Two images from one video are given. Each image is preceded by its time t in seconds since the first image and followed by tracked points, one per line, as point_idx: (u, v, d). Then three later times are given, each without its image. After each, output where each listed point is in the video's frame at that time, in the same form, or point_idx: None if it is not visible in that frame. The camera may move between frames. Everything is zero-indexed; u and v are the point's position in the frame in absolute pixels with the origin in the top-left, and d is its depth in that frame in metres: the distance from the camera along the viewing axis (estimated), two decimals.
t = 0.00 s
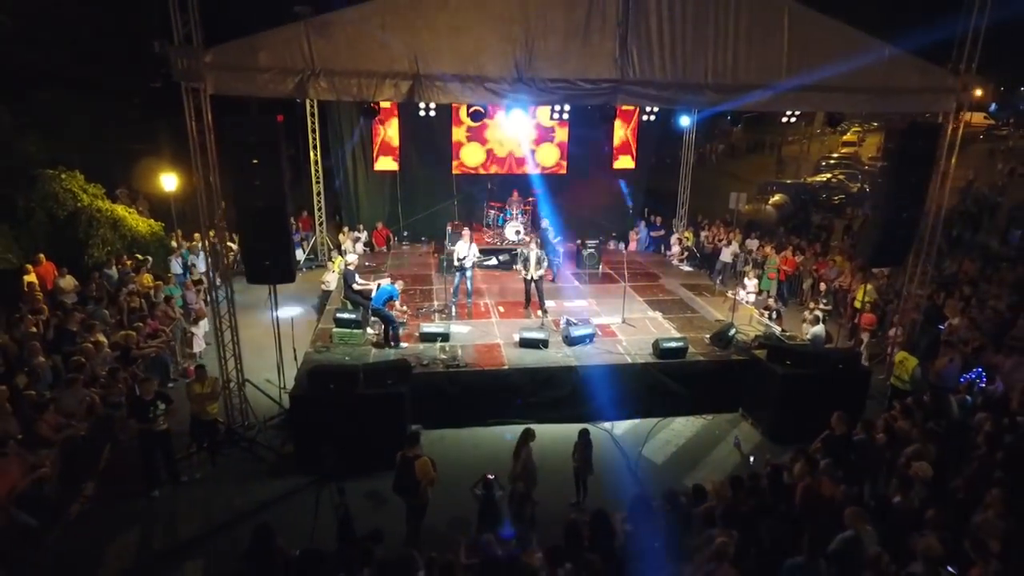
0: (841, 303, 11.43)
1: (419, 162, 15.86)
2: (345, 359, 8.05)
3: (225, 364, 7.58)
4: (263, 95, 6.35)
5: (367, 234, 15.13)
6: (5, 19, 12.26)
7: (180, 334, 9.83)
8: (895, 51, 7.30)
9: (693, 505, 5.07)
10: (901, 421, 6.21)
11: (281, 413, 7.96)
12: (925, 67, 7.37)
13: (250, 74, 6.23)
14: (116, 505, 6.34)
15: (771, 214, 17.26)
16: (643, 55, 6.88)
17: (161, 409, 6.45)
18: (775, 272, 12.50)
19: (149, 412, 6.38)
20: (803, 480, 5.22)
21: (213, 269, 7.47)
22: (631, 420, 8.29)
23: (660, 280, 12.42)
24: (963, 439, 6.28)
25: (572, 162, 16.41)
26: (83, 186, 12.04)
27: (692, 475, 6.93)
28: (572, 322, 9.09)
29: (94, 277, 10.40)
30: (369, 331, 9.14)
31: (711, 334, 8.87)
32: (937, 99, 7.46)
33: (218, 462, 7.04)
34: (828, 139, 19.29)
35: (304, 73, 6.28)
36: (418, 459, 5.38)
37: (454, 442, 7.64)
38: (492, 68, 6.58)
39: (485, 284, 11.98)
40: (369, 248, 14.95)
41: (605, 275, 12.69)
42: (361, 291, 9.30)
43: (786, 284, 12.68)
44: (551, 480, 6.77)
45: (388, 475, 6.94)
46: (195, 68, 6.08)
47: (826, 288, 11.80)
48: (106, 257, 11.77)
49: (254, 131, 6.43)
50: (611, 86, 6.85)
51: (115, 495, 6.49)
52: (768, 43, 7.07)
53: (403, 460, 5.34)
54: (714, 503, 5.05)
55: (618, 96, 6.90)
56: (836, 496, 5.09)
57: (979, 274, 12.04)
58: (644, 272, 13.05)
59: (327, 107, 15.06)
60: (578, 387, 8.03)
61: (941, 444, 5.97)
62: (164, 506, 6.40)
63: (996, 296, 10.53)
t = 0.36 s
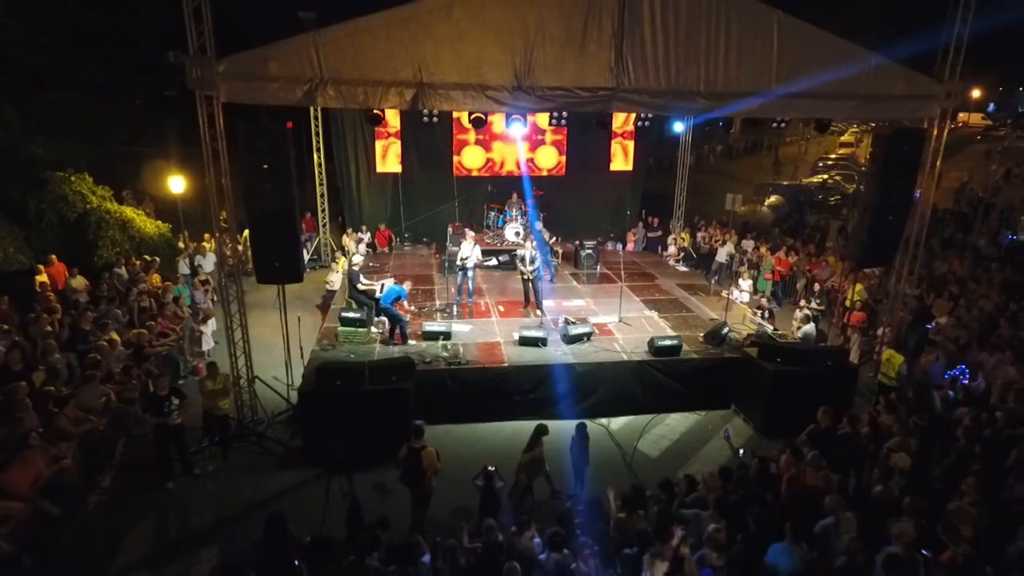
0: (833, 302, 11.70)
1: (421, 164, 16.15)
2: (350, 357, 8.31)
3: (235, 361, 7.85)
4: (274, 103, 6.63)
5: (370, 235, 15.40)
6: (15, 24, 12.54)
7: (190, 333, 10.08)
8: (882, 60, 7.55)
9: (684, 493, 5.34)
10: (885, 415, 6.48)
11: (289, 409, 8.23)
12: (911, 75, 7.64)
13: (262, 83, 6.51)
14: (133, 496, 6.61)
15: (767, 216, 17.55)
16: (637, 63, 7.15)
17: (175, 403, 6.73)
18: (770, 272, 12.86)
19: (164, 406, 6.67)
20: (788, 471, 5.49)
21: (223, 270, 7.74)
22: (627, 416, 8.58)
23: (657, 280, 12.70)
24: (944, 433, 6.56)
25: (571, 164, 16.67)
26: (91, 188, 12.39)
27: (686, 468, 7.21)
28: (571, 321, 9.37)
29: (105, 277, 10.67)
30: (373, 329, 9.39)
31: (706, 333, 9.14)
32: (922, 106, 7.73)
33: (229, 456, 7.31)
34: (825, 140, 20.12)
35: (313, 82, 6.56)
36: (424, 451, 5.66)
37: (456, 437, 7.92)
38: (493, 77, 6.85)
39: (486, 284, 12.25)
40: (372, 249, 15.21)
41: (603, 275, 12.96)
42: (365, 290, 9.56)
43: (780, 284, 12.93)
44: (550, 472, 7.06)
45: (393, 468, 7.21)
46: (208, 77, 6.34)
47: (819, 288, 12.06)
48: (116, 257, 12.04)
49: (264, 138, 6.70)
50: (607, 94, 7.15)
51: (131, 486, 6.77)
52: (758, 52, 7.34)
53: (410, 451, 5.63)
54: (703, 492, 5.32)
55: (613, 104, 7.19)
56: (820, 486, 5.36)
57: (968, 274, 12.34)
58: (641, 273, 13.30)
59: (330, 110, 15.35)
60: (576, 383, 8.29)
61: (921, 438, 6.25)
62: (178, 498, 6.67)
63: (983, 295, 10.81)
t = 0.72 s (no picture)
0: (825, 304, 12.01)
1: (422, 168, 16.45)
2: (356, 357, 8.61)
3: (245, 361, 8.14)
4: (283, 114, 6.93)
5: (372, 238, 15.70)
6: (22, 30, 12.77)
7: (199, 334, 10.36)
8: (867, 72, 7.85)
9: (675, 486, 5.62)
10: (869, 413, 6.78)
11: (297, 408, 8.51)
12: (895, 86, 7.93)
13: (272, 95, 6.80)
14: (148, 490, 6.88)
15: (762, 218, 17.52)
16: (631, 75, 7.44)
17: (188, 402, 7.02)
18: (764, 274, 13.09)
19: (177, 404, 6.96)
20: (773, 465, 5.77)
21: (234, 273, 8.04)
22: (623, 415, 8.88)
23: (653, 282, 13.00)
24: (925, 429, 6.86)
25: (570, 167, 16.99)
26: (101, 193, 12.72)
27: (679, 464, 7.50)
28: (569, 322, 9.67)
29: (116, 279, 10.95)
30: (377, 330, 9.68)
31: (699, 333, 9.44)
32: (907, 115, 8.02)
33: (239, 452, 7.60)
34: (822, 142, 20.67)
35: (321, 94, 6.85)
36: (428, 444, 5.95)
37: (460, 434, 8.25)
38: (493, 89, 7.16)
39: (486, 286, 12.56)
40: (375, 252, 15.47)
41: (600, 277, 13.27)
42: (369, 293, 9.85)
43: (774, 286, 13.21)
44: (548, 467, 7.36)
45: (397, 465, 7.50)
46: (221, 90, 6.63)
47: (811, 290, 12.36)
48: (125, 260, 12.33)
49: (274, 148, 6.98)
50: (603, 104, 7.43)
51: (146, 482, 7.04)
52: (748, 65, 7.63)
53: (415, 445, 5.92)
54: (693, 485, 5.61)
55: (609, 114, 7.48)
56: (804, 479, 5.65)
57: (955, 275, 12.67)
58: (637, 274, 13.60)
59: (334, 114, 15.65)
60: (573, 383, 8.60)
61: (901, 434, 6.56)
62: (191, 492, 6.94)
63: (969, 296, 11.13)
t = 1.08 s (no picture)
0: (816, 307, 12.34)
1: (423, 173, 16.78)
2: (361, 359, 8.95)
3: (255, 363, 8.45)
4: (292, 127, 7.24)
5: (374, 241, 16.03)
6: (30, 36, 13.00)
7: (208, 337, 10.67)
8: (852, 85, 8.15)
9: (667, 482, 5.94)
10: (852, 412, 7.10)
11: (304, 408, 8.84)
12: (879, 98, 8.24)
13: (282, 110, 7.12)
14: (163, 487, 7.19)
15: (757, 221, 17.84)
16: (625, 90, 7.77)
17: (202, 403, 7.33)
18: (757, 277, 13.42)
19: (192, 405, 7.27)
20: (759, 462, 6.10)
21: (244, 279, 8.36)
22: (618, 415, 9.20)
23: (648, 285, 13.33)
24: (906, 428, 7.19)
25: (569, 172, 17.33)
26: (110, 199, 13.03)
27: (672, 462, 7.83)
28: (566, 325, 10.00)
29: (126, 284, 11.23)
30: (380, 333, 10.00)
31: (692, 336, 9.77)
32: (891, 127, 8.33)
33: (250, 451, 7.91)
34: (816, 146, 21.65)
35: (329, 109, 7.17)
36: (430, 440, 6.31)
37: (462, 433, 8.59)
38: (493, 103, 7.48)
39: (486, 289, 12.88)
40: (377, 255, 15.77)
41: (597, 280, 13.60)
42: (373, 297, 10.18)
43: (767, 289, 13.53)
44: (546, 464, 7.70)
45: (401, 463, 7.81)
46: (233, 104, 6.93)
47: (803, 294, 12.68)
48: (135, 264, 12.64)
49: (284, 160, 7.30)
50: (598, 118, 7.77)
51: (161, 478, 7.35)
52: (738, 79, 7.95)
53: (418, 441, 6.26)
54: (683, 481, 5.92)
55: (604, 127, 7.81)
56: (788, 475, 5.97)
57: (942, 279, 13.01)
58: (633, 278, 13.93)
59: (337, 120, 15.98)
60: (570, 383, 8.92)
61: (882, 433, 6.89)
62: (205, 488, 7.26)
63: (955, 299, 11.46)
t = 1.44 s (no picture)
0: (807, 307, 12.68)
1: (424, 175, 17.11)
2: (365, 358, 9.29)
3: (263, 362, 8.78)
4: (300, 137, 7.58)
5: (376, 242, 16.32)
6: (34, 38, 13.40)
7: (216, 336, 11.01)
8: (838, 95, 8.47)
9: (658, 475, 6.26)
10: (836, 408, 7.43)
11: (311, 405, 9.17)
12: (864, 107, 8.54)
13: (291, 120, 7.45)
14: (177, 480, 7.52)
15: (752, 222, 18.19)
16: (619, 100, 8.10)
17: (214, 400, 7.63)
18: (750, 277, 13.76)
19: (205, 402, 7.57)
20: (745, 455, 6.44)
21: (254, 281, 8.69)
22: (614, 412, 9.54)
23: (644, 285, 13.67)
24: (887, 424, 7.53)
25: (567, 174, 17.66)
26: (118, 201, 13.35)
27: (664, 456, 8.17)
28: (563, 325, 10.36)
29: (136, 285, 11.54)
30: (384, 332, 10.34)
31: (685, 335, 10.11)
32: (875, 134, 8.64)
33: (260, 446, 8.24)
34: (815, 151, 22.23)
35: (335, 119, 7.50)
36: (431, 434, 6.68)
37: (463, 428, 8.94)
38: (493, 113, 7.82)
39: (486, 290, 13.21)
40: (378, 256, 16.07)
41: (594, 281, 13.94)
42: (377, 298, 10.53)
43: (760, 289, 13.85)
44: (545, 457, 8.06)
45: (405, 457, 8.15)
46: (244, 115, 7.26)
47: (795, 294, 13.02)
48: (143, 266, 12.97)
49: (292, 168, 7.61)
50: (593, 127, 8.10)
51: (175, 472, 7.67)
52: (728, 89, 8.27)
53: (420, 435, 6.62)
54: (673, 474, 6.25)
55: (599, 135, 8.14)
56: (772, 468, 6.30)
57: (931, 280, 13.33)
58: (630, 279, 14.27)
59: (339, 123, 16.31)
60: (567, 381, 9.25)
61: (864, 429, 7.22)
62: (218, 481, 7.60)
63: (942, 300, 11.80)
